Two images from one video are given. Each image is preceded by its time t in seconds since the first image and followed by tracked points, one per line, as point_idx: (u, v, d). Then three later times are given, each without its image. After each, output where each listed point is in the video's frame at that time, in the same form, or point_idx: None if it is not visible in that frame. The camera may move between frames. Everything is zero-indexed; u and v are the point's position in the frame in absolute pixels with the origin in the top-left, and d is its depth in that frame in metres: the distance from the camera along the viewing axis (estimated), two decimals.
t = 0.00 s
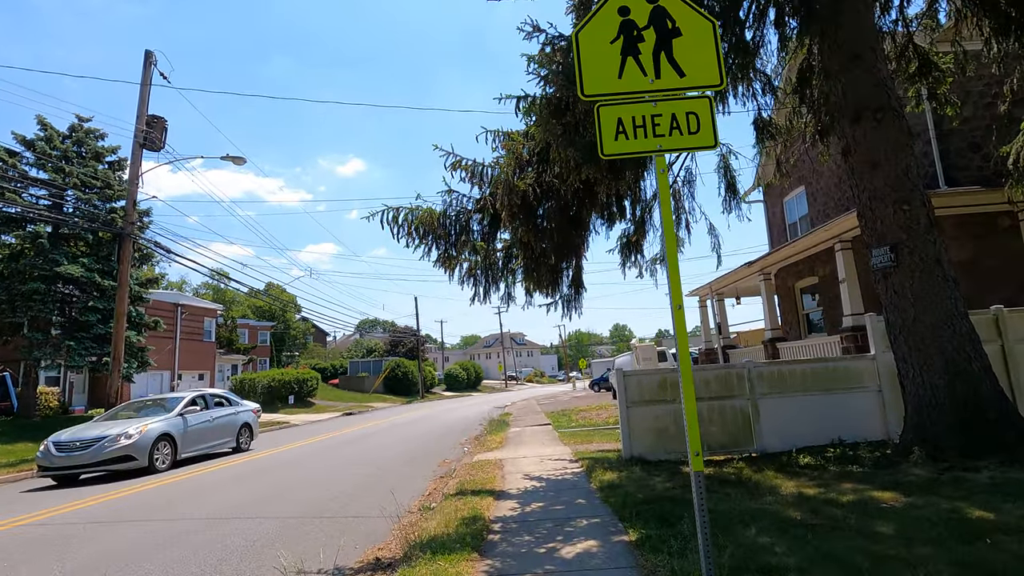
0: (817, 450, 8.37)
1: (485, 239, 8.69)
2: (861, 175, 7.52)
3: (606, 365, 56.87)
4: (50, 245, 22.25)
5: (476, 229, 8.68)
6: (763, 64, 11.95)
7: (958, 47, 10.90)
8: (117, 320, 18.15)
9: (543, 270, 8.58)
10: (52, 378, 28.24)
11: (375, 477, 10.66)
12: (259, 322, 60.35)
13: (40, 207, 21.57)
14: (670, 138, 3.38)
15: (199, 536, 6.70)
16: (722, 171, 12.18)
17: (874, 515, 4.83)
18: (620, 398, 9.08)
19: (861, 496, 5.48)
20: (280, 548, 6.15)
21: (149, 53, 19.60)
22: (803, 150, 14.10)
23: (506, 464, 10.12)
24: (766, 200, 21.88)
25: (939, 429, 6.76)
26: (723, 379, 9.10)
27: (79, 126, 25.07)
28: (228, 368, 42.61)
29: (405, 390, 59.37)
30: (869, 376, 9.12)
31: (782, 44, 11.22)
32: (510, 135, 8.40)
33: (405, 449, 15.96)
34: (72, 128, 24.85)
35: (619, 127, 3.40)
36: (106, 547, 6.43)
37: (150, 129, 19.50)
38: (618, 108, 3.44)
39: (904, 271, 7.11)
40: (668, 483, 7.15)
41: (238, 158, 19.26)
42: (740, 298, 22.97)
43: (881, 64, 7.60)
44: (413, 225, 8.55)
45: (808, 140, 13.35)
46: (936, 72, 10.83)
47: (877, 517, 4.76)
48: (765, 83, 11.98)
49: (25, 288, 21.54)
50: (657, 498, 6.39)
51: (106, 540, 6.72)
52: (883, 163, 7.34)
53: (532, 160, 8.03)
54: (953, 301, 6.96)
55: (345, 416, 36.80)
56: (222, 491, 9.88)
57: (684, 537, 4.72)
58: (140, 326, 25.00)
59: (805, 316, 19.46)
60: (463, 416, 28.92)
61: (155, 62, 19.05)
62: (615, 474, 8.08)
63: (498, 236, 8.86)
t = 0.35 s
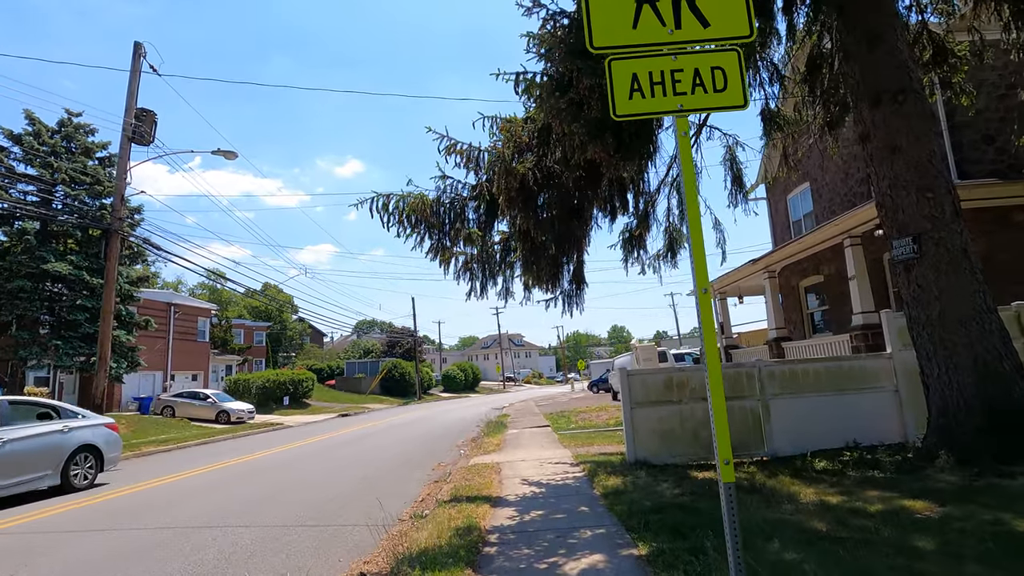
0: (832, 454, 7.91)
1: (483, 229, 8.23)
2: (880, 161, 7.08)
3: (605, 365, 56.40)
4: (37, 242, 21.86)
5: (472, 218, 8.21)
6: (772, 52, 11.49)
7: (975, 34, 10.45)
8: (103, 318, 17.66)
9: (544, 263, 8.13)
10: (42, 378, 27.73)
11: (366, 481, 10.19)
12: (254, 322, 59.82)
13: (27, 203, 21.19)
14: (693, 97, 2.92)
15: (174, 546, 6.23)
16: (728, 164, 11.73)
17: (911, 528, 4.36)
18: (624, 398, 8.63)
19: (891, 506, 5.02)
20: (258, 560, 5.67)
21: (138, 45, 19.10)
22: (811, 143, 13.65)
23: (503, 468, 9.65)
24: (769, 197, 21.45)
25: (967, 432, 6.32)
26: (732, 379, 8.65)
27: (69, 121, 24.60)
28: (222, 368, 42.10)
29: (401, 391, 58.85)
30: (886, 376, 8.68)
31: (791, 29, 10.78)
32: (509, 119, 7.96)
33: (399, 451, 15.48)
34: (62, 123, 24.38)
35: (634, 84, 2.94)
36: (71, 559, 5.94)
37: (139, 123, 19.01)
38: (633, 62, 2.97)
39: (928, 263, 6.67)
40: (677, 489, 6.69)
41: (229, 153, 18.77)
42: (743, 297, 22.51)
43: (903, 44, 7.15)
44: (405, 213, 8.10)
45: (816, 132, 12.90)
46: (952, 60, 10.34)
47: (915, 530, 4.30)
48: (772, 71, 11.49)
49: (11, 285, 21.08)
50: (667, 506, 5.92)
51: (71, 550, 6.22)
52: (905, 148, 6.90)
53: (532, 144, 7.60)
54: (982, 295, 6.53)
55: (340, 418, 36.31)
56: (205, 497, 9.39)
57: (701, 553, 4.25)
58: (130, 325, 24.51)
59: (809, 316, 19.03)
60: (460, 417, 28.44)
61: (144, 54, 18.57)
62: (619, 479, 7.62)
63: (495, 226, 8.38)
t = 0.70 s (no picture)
0: (854, 459, 7.49)
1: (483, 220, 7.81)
2: (909, 149, 6.64)
3: (608, 364, 55.86)
4: (32, 239, 21.44)
5: (472, 207, 7.80)
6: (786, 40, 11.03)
7: (1001, 19, 9.95)
8: (97, 316, 17.26)
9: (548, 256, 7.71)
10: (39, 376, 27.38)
11: (362, 485, 9.77)
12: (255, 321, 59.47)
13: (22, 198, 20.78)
14: (727, 52, 2.50)
15: (153, 556, 5.83)
16: (740, 157, 11.28)
17: (959, 549, 3.91)
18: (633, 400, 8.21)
19: (931, 521, 4.57)
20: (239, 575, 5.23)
21: (134, 36, 18.67)
22: (825, 136, 13.20)
23: (505, 472, 9.22)
24: (778, 193, 20.98)
25: (1005, 438, 5.87)
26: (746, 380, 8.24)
27: (65, 116, 24.18)
28: (223, 367, 41.73)
29: (403, 390, 58.47)
30: (908, 377, 8.27)
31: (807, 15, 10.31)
32: (513, 105, 7.54)
33: (399, 453, 15.08)
34: (58, 118, 23.97)
35: (660, 36, 2.52)
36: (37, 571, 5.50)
37: (135, 116, 18.59)
38: (658, 10, 2.54)
39: (961, 257, 6.24)
40: (690, 498, 6.27)
41: (227, 147, 18.37)
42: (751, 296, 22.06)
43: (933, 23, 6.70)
44: (401, 202, 7.70)
45: (831, 124, 12.42)
46: (978, 46, 9.84)
47: (964, 552, 3.84)
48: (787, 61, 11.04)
49: (5, 282, 20.67)
50: (682, 518, 5.47)
51: (40, 561, 5.80)
52: (937, 134, 6.44)
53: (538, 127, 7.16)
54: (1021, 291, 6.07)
55: (341, 417, 35.95)
56: (194, 501, 9.00)
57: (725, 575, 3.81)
58: (127, 323, 24.11)
59: (819, 315, 18.61)
60: (462, 417, 28.02)
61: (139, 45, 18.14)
62: (628, 486, 7.18)
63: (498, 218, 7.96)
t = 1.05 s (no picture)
0: (874, 467, 7.02)
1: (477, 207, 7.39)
2: (937, 132, 6.18)
3: (608, 366, 55.35)
4: (19, 236, 20.93)
5: (466, 193, 7.35)
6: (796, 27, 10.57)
7: None
8: (83, 314, 16.77)
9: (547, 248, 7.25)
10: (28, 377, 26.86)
11: (352, 491, 9.29)
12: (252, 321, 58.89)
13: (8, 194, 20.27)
14: None
15: (117, 572, 5.35)
16: (749, 149, 10.82)
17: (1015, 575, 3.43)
18: (637, 402, 7.74)
19: (974, 539, 4.09)
20: None
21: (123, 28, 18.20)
22: (836, 128, 12.73)
23: (502, 478, 8.75)
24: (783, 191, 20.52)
25: None
26: (759, 381, 7.76)
27: (55, 111, 23.69)
28: (218, 367, 41.21)
29: (401, 391, 57.94)
30: (930, 379, 7.80)
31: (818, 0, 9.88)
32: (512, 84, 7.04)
33: (394, 456, 14.60)
34: (47, 113, 23.47)
35: None
36: None
37: (124, 110, 18.11)
38: None
39: (994, 248, 5.78)
40: (702, 509, 5.79)
41: (219, 141, 17.87)
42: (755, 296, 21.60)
43: None
44: (389, 186, 7.32)
45: (841, 116, 11.95)
46: (999, 30, 9.34)
47: None
48: (796, 49, 10.58)
49: None
50: (692, 532, 5.00)
51: None
52: (967, 116, 5.97)
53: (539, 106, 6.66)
54: None
55: (338, 418, 35.47)
56: (173, 508, 8.52)
57: None
58: (117, 322, 23.60)
59: (826, 315, 18.18)
60: (461, 419, 27.54)
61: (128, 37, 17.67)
62: (633, 495, 6.72)
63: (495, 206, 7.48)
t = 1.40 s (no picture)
0: (897, 471, 6.63)
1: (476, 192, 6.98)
2: (967, 113, 5.78)
3: (606, 368, 54.88)
4: (5, 233, 20.43)
5: (464, 176, 6.96)
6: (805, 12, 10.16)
7: None
8: (69, 313, 16.28)
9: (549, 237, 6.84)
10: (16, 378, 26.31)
11: (344, 496, 8.85)
12: (247, 322, 58.34)
13: None
14: None
15: None
16: (757, 140, 10.42)
17: None
18: (644, 401, 7.32)
19: None
20: None
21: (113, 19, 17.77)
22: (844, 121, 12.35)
23: (502, 483, 8.33)
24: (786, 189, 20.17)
25: None
26: (773, 381, 7.36)
27: (44, 106, 23.20)
28: (211, 368, 40.67)
29: (398, 393, 57.43)
30: (954, 379, 7.38)
31: None
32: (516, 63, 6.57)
33: (389, 459, 14.17)
34: (36, 108, 22.98)
35: None
36: None
37: (112, 103, 17.66)
38: None
39: None
40: (720, 518, 5.36)
41: (210, 136, 17.42)
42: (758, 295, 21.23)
43: None
44: (380, 170, 6.90)
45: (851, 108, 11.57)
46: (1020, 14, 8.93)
47: None
48: (804, 37, 10.18)
49: None
50: (712, 544, 4.58)
51: None
52: (1000, 95, 5.56)
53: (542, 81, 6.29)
54: None
55: (333, 420, 34.99)
56: (154, 515, 8.05)
57: None
58: (106, 322, 23.10)
59: (831, 315, 17.83)
60: (457, 421, 27.09)
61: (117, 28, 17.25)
62: (643, 501, 6.30)
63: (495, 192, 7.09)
